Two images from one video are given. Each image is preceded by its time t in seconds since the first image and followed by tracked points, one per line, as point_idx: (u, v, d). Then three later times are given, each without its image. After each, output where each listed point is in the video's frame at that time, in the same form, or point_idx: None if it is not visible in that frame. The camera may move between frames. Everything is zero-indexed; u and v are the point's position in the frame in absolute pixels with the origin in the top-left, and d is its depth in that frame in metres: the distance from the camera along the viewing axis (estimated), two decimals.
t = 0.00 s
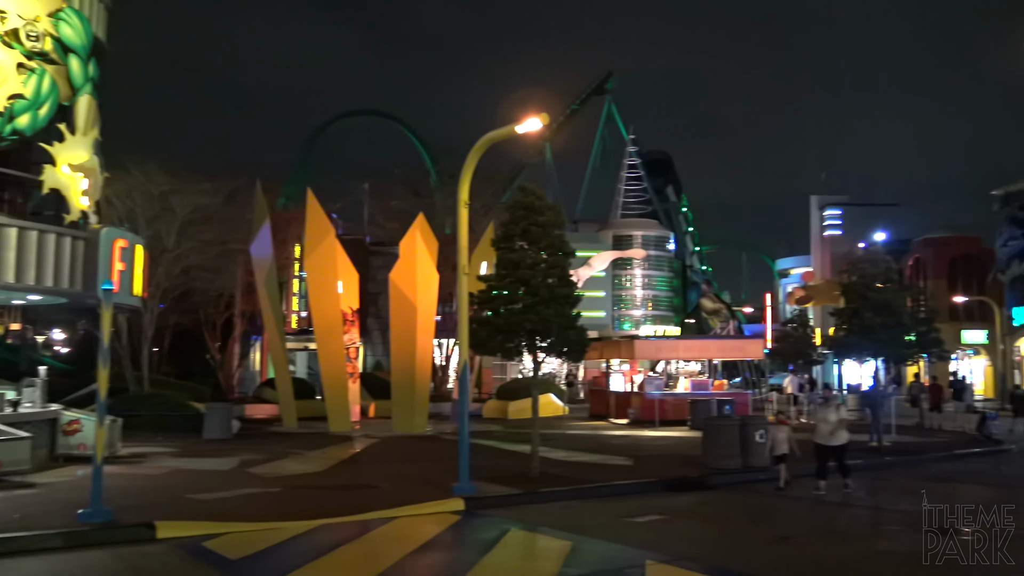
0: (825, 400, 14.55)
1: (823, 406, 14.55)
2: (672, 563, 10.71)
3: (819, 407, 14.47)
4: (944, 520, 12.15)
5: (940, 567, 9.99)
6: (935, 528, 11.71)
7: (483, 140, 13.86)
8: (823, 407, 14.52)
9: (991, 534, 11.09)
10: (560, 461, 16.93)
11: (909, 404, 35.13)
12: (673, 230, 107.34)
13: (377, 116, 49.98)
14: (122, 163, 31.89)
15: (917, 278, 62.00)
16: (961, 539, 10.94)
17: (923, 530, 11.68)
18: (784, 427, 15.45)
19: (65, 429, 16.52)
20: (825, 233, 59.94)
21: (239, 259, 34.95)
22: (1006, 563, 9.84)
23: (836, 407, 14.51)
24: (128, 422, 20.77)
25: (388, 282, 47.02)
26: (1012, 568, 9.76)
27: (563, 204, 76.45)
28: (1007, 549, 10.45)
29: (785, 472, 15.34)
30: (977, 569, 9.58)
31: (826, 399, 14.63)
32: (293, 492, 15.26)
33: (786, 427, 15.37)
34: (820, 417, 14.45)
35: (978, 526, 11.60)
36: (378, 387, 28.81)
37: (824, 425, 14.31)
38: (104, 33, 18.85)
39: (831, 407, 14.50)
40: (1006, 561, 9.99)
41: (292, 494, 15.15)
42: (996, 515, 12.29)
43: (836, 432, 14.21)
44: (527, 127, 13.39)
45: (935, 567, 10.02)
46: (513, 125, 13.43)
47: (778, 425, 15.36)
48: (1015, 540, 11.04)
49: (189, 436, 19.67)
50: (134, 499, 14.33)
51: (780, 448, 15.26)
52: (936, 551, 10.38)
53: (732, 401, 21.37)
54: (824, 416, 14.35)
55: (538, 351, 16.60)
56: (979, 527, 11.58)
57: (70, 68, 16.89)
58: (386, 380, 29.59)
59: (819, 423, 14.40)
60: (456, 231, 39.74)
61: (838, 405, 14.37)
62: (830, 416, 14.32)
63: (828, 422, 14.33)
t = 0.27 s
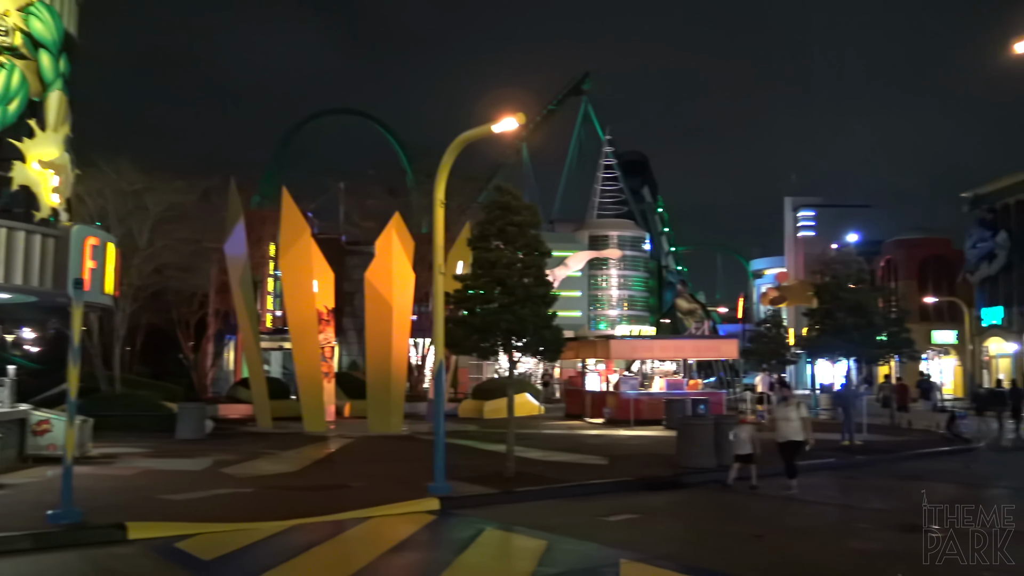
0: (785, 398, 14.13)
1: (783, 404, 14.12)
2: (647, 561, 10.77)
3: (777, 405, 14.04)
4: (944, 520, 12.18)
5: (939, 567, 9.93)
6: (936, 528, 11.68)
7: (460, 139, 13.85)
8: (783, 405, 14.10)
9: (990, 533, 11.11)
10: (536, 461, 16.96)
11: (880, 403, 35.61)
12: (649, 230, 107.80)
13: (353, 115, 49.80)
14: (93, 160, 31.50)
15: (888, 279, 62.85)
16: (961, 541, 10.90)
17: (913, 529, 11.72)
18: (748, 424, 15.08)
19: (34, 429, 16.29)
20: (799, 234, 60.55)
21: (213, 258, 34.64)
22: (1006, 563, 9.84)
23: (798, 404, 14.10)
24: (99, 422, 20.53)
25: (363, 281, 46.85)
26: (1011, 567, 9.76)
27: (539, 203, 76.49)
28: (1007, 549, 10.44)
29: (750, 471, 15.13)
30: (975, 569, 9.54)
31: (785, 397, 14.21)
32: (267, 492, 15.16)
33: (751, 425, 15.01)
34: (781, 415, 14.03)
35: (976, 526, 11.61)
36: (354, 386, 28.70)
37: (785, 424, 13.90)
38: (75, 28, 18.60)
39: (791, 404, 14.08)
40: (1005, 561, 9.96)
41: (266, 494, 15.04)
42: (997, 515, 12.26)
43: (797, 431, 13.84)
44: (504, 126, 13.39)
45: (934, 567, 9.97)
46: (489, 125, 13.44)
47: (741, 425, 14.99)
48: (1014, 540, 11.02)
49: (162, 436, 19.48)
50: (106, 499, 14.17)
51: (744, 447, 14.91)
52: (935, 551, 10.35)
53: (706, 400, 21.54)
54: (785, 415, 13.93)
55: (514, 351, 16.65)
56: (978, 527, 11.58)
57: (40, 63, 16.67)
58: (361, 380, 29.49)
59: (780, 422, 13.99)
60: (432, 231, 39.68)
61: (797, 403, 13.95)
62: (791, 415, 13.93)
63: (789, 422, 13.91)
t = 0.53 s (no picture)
0: (749, 399, 14.31)
1: (747, 405, 14.29)
2: (623, 559, 10.82)
3: (743, 406, 14.20)
4: (943, 520, 12.02)
5: (940, 567, 9.80)
6: (935, 528, 11.53)
7: (440, 136, 13.81)
8: (748, 406, 14.28)
9: (991, 533, 10.97)
10: (515, 459, 16.98)
11: (855, 402, 35.99)
12: (628, 230, 108.14)
13: (333, 112, 49.60)
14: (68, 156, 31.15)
15: (864, 279, 63.52)
16: (960, 540, 10.76)
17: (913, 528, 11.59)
18: (711, 424, 15.24)
19: (7, 428, 16.10)
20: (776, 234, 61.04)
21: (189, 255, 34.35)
22: (1006, 563, 9.67)
23: (762, 406, 14.28)
24: (73, 421, 20.32)
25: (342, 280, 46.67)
26: (1013, 567, 9.60)
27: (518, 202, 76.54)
28: (1008, 549, 10.30)
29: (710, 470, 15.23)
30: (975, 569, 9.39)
31: (750, 397, 14.34)
32: (243, 492, 15.06)
33: (713, 425, 15.18)
34: (746, 416, 14.20)
35: (976, 527, 11.48)
36: (332, 385, 28.61)
37: (750, 426, 14.07)
38: (50, 23, 18.43)
39: (755, 405, 14.25)
40: (1005, 561, 9.82)
41: (243, 494, 14.95)
42: (1002, 516, 12.11)
43: (762, 432, 14.02)
44: (483, 125, 13.38)
45: (934, 567, 9.84)
46: (469, 123, 13.43)
47: (705, 424, 15.15)
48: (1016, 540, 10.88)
49: (137, 435, 19.31)
50: (79, 499, 14.03)
51: (707, 447, 15.08)
52: (936, 551, 10.23)
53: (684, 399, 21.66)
54: (750, 416, 14.11)
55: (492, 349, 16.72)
56: (977, 527, 11.46)
57: (14, 57, 16.70)
58: (339, 378, 29.40)
59: (746, 423, 14.15)
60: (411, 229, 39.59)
61: (762, 404, 14.14)
62: (757, 416, 14.10)
63: (754, 422, 14.10)
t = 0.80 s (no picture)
0: (715, 395, 14.33)
1: (714, 401, 14.30)
2: (601, 557, 10.84)
3: (710, 402, 14.24)
4: (947, 519, 11.77)
5: (940, 567, 9.64)
6: (933, 528, 11.32)
7: (419, 134, 13.74)
8: (714, 402, 14.29)
9: (995, 533, 10.75)
10: (494, 457, 17.00)
11: (830, 399, 36.39)
12: (608, 228, 108.47)
13: (312, 109, 49.35)
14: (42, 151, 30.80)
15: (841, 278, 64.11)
16: (962, 540, 10.55)
17: (917, 528, 11.40)
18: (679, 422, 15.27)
19: None
20: (754, 233, 61.53)
21: (166, 253, 34.10)
22: (1006, 563, 9.51)
23: (728, 402, 14.29)
24: (47, 419, 20.12)
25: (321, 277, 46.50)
26: (1013, 567, 9.44)
27: (497, 200, 76.58)
28: (1015, 549, 10.09)
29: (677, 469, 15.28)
30: (977, 569, 9.20)
31: (720, 393, 14.34)
32: (220, 490, 14.97)
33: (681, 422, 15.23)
34: (713, 412, 14.24)
35: (979, 526, 11.26)
36: (311, 383, 28.52)
37: (715, 421, 14.07)
38: (23, 15, 18.15)
39: (722, 401, 14.27)
40: (1006, 561, 9.64)
41: (220, 492, 14.85)
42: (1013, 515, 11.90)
43: (727, 428, 13.99)
44: (463, 122, 13.32)
45: (934, 567, 9.68)
46: (448, 121, 13.38)
47: (672, 423, 15.18)
48: None
49: (113, 433, 19.15)
50: (53, 498, 13.88)
51: (674, 444, 15.12)
52: (936, 551, 10.06)
53: (663, 396, 21.80)
54: (716, 412, 14.17)
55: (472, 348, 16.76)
56: (980, 527, 11.26)
57: None
58: (318, 376, 29.32)
59: (712, 419, 14.16)
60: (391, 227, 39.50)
61: (728, 400, 14.16)
62: (723, 411, 14.09)
63: (721, 419, 14.09)
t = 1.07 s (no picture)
0: (675, 397, 14.46)
1: (673, 403, 14.43)
2: (575, 555, 10.89)
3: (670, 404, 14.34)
4: (945, 520, 11.68)
5: (940, 567, 9.51)
6: (934, 528, 11.22)
7: (394, 132, 13.66)
8: (673, 403, 14.43)
9: (993, 534, 10.64)
10: (469, 456, 16.98)
11: (802, 397, 36.77)
12: (583, 228, 108.78)
13: (286, 106, 49.01)
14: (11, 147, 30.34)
15: (813, 278, 64.79)
16: (961, 540, 10.44)
17: (923, 528, 11.22)
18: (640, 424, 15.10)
19: None
20: (729, 233, 62.01)
21: (138, 250, 33.72)
22: (1007, 563, 9.37)
23: (688, 404, 14.41)
24: (16, 419, 19.84)
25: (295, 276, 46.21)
26: (1014, 568, 9.29)
27: (473, 199, 76.52)
28: (1015, 549, 9.98)
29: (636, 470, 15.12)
30: (978, 569, 9.09)
31: (677, 395, 14.45)
32: (193, 490, 14.83)
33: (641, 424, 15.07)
34: (672, 413, 14.32)
35: (978, 527, 11.15)
36: (285, 382, 28.35)
37: (673, 423, 14.19)
38: None
39: (681, 403, 14.39)
40: (1005, 561, 9.53)
41: (192, 493, 14.72)
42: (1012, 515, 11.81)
43: (684, 430, 14.14)
44: (439, 121, 13.27)
45: (934, 568, 9.56)
46: (424, 119, 13.32)
47: (632, 424, 14.97)
48: None
49: (83, 433, 18.92)
50: (21, 499, 13.69)
51: (633, 446, 14.89)
52: (935, 551, 9.96)
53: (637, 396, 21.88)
54: (675, 414, 14.25)
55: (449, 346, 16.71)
56: (981, 528, 11.13)
57: None
58: (292, 376, 29.13)
59: (671, 421, 14.27)
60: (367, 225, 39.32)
61: (687, 402, 14.28)
62: (681, 413, 14.21)
63: (679, 421, 14.20)
